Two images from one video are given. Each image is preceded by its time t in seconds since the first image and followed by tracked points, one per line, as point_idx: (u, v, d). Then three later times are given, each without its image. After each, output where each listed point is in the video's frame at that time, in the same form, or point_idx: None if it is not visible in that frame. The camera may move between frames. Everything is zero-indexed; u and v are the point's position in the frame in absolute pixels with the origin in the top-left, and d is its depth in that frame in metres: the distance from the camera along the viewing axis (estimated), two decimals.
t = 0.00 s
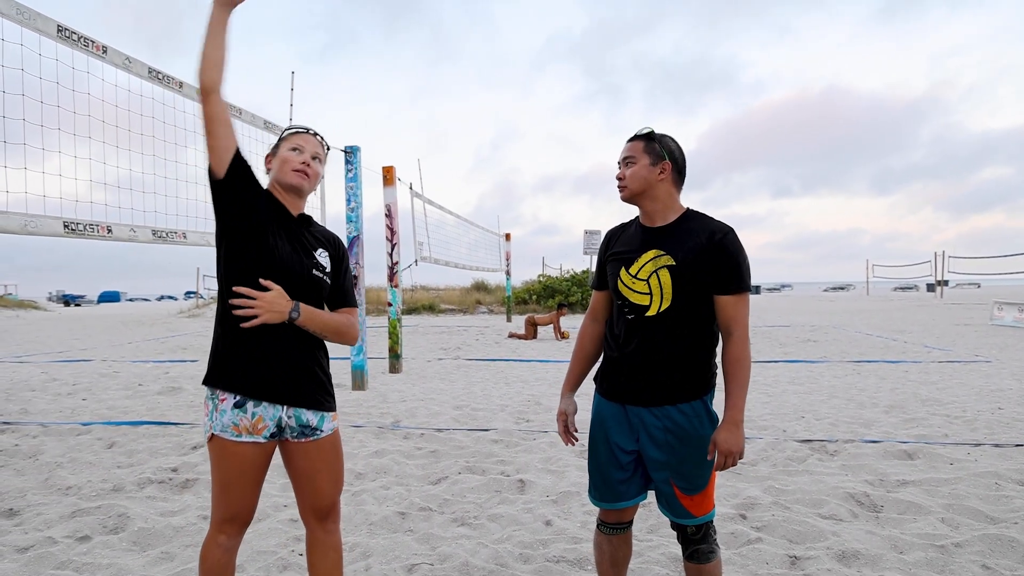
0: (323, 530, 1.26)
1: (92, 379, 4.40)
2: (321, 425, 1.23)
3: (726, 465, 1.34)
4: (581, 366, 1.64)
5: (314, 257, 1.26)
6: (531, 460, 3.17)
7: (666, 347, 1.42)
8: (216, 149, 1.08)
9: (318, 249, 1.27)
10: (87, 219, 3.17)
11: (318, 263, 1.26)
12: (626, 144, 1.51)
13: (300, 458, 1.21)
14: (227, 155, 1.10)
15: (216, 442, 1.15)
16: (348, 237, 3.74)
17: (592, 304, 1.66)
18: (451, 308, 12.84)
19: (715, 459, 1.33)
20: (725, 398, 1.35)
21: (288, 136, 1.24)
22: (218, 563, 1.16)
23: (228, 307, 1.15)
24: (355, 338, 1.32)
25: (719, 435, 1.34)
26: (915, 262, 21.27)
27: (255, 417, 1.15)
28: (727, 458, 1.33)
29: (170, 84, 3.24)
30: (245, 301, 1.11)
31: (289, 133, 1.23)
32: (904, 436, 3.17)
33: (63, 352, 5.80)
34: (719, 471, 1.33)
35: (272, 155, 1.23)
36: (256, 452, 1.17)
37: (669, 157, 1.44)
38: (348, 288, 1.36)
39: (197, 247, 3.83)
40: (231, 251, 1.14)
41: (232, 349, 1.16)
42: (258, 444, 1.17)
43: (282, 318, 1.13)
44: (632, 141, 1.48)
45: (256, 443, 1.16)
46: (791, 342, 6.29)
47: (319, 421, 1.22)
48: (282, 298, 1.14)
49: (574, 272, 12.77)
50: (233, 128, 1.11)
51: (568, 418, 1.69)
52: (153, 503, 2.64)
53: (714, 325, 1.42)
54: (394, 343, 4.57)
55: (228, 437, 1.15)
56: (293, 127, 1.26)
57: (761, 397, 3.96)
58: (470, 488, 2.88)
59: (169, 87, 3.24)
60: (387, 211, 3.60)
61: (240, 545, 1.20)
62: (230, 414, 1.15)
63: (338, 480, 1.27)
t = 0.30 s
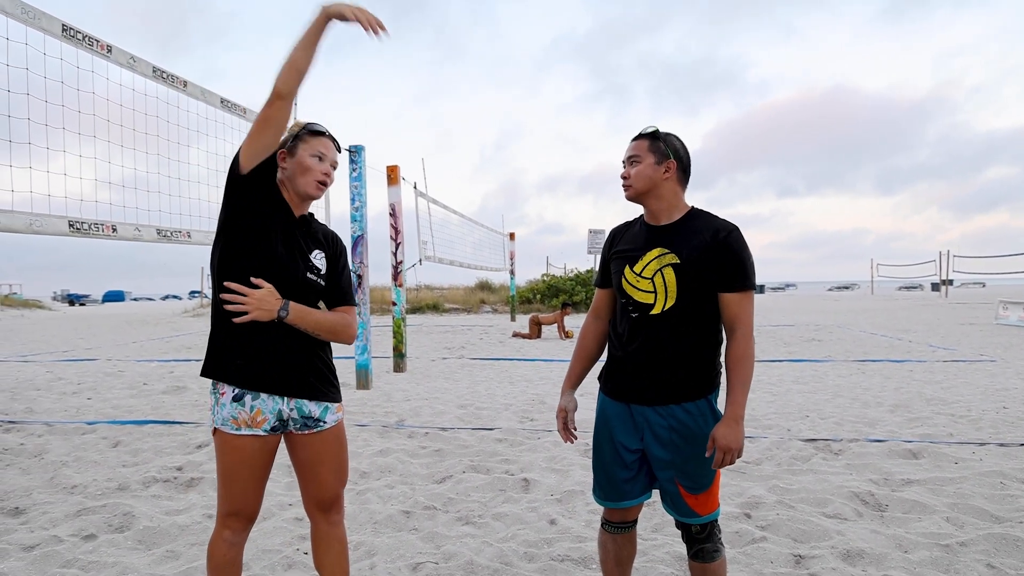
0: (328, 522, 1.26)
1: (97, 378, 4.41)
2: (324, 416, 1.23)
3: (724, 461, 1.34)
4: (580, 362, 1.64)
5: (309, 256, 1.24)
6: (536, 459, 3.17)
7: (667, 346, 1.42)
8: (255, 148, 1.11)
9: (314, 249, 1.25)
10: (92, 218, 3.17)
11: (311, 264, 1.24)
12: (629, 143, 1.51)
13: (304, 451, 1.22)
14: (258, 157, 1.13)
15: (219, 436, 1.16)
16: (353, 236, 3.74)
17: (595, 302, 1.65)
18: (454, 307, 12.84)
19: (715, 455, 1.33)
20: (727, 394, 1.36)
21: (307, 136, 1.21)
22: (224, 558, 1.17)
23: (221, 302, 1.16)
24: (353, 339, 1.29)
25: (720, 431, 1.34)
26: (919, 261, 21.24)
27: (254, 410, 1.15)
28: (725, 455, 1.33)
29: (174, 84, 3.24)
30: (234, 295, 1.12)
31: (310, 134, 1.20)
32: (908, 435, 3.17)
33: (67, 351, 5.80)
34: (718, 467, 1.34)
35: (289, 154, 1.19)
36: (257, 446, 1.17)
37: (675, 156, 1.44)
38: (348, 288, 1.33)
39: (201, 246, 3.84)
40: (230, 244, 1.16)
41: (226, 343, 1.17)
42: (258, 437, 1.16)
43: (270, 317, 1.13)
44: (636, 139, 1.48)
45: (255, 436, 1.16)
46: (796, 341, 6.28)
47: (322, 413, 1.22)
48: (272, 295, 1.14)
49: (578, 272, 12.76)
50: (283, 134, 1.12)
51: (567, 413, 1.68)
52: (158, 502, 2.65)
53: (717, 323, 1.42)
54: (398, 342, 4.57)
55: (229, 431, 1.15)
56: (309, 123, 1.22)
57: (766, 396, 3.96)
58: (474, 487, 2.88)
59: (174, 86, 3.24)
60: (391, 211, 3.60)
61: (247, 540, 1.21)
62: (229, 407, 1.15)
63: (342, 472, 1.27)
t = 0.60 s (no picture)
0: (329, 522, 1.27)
1: (100, 377, 4.41)
2: (328, 417, 1.23)
3: (725, 461, 1.34)
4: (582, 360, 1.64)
5: (310, 257, 1.24)
6: (538, 459, 3.17)
7: (669, 347, 1.42)
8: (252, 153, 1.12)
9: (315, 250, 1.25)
10: (95, 218, 3.18)
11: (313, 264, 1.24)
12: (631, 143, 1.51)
13: (306, 451, 1.22)
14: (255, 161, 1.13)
15: (222, 436, 1.16)
16: (355, 236, 3.75)
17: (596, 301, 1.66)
18: (456, 307, 12.86)
19: (716, 455, 1.34)
20: (729, 394, 1.35)
21: (317, 143, 1.21)
22: (225, 557, 1.17)
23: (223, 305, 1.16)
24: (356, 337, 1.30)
25: (721, 431, 1.34)
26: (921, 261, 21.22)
27: (258, 410, 1.16)
28: (726, 455, 1.33)
29: (177, 84, 3.24)
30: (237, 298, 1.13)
31: (321, 141, 1.21)
32: (911, 435, 3.17)
33: (70, 350, 5.81)
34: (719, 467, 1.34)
35: (296, 158, 1.19)
36: (260, 446, 1.17)
37: (676, 156, 1.43)
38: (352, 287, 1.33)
39: (204, 246, 3.84)
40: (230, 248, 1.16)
41: (229, 344, 1.17)
42: (261, 436, 1.17)
43: (275, 318, 1.14)
44: (637, 139, 1.48)
45: (259, 436, 1.16)
46: (798, 341, 6.28)
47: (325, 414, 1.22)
48: (276, 297, 1.14)
49: (580, 272, 12.77)
50: (279, 141, 1.13)
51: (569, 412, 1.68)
52: (161, 501, 2.65)
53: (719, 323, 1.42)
54: (400, 342, 4.58)
55: (233, 430, 1.15)
56: (321, 129, 1.23)
57: (768, 396, 3.96)
58: (477, 487, 2.88)
59: (177, 86, 3.24)
60: (394, 211, 3.60)
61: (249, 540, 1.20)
62: (234, 406, 1.15)
63: (345, 473, 1.27)
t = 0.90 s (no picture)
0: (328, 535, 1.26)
1: (102, 377, 4.42)
2: (327, 435, 1.21)
3: (730, 460, 1.34)
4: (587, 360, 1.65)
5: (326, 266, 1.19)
6: (540, 458, 3.17)
7: (674, 348, 1.42)
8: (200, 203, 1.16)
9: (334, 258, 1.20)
10: (98, 218, 3.18)
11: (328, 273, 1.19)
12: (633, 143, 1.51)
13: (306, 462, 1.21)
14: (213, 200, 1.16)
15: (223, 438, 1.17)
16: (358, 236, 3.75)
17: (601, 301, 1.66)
18: (458, 306, 12.86)
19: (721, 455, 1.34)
20: (733, 393, 1.35)
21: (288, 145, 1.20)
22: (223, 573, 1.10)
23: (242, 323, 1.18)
24: (380, 348, 1.24)
25: (725, 430, 1.34)
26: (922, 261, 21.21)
27: (257, 416, 1.15)
28: (731, 454, 1.34)
29: (180, 83, 3.24)
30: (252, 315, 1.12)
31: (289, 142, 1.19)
32: (913, 435, 3.17)
33: (73, 350, 5.82)
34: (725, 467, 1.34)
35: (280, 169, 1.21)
36: (258, 451, 1.16)
37: (678, 157, 1.44)
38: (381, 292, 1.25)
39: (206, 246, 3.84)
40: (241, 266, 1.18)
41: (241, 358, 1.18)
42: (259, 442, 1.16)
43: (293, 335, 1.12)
44: (639, 140, 1.48)
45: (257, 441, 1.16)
46: (800, 341, 6.28)
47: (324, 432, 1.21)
48: (294, 314, 1.12)
49: (583, 272, 12.77)
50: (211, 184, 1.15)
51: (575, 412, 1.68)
52: (163, 501, 2.65)
53: (722, 324, 1.41)
54: (402, 341, 4.57)
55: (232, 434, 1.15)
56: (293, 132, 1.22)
57: (770, 395, 3.97)
58: (479, 486, 2.89)
59: (180, 86, 3.24)
60: (396, 210, 3.60)
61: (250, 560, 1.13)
62: (235, 410, 1.16)
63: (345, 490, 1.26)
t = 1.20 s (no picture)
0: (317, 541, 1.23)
1: (105, 376, 4.42)
2: (299, 447, 1.14)
3: (733, 459, 1.34)
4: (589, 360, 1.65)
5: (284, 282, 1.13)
6: (542, 458, 3.17)
7: (677, 348, 1.42)
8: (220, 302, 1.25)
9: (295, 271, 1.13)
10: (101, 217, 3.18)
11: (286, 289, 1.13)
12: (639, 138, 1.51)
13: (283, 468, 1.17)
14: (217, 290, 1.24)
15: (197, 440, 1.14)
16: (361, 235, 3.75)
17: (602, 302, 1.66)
18: (460, 305, 12.86)
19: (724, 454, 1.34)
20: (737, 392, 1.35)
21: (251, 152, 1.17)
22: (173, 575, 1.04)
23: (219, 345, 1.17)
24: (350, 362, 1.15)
25: (728, 429, 1.34)
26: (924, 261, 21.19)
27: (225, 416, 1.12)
28: (734, 454, 1.34)
29: (182, 83, 3.24)
30: (208, 328, 1.11)
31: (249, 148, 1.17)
32: (916, 435, 3.16)
33: (76, 350, 5.82)
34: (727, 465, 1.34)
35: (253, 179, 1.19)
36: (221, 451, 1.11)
37: (688, 156, 1.45)
38: (350, 303, 1.15)
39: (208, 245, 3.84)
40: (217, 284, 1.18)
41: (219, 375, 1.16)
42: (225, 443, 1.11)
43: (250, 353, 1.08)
44: (647, 136, 1.48)
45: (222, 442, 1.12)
46: (803, 340, 6.28)
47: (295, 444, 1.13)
48: (251, 331, 1.09)
49: (585, 271, 12.77)
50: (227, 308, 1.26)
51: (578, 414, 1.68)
52: (166, 500, 2.65)
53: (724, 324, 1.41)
54: (404, 341, 4.57)
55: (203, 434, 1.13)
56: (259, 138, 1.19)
57: (773, 395, 3.96)
58: (481, 486, 2.89)
59: (182, 86, 3.24)
60: (398, 210, 3.60)
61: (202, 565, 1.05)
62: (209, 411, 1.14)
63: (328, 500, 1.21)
